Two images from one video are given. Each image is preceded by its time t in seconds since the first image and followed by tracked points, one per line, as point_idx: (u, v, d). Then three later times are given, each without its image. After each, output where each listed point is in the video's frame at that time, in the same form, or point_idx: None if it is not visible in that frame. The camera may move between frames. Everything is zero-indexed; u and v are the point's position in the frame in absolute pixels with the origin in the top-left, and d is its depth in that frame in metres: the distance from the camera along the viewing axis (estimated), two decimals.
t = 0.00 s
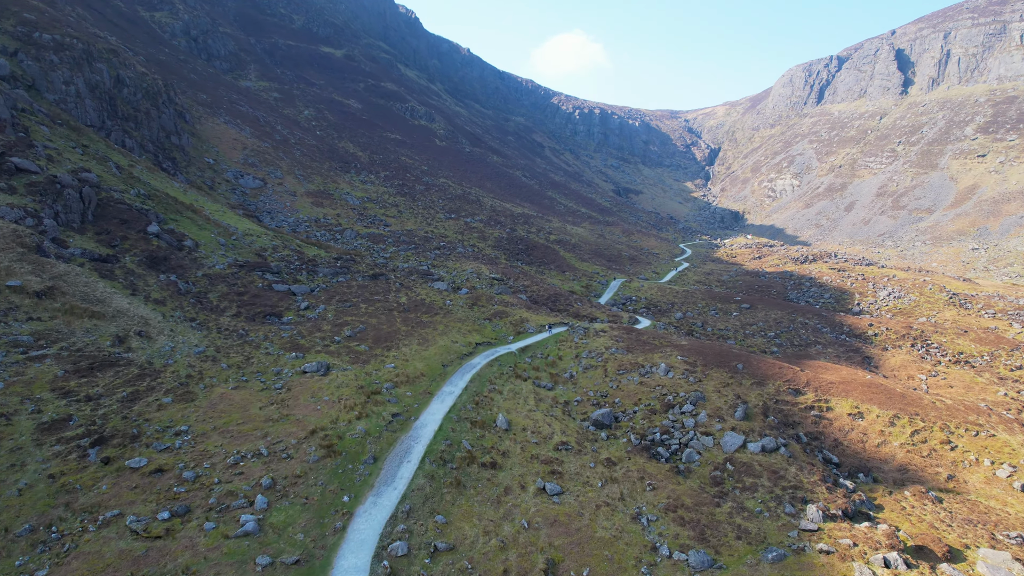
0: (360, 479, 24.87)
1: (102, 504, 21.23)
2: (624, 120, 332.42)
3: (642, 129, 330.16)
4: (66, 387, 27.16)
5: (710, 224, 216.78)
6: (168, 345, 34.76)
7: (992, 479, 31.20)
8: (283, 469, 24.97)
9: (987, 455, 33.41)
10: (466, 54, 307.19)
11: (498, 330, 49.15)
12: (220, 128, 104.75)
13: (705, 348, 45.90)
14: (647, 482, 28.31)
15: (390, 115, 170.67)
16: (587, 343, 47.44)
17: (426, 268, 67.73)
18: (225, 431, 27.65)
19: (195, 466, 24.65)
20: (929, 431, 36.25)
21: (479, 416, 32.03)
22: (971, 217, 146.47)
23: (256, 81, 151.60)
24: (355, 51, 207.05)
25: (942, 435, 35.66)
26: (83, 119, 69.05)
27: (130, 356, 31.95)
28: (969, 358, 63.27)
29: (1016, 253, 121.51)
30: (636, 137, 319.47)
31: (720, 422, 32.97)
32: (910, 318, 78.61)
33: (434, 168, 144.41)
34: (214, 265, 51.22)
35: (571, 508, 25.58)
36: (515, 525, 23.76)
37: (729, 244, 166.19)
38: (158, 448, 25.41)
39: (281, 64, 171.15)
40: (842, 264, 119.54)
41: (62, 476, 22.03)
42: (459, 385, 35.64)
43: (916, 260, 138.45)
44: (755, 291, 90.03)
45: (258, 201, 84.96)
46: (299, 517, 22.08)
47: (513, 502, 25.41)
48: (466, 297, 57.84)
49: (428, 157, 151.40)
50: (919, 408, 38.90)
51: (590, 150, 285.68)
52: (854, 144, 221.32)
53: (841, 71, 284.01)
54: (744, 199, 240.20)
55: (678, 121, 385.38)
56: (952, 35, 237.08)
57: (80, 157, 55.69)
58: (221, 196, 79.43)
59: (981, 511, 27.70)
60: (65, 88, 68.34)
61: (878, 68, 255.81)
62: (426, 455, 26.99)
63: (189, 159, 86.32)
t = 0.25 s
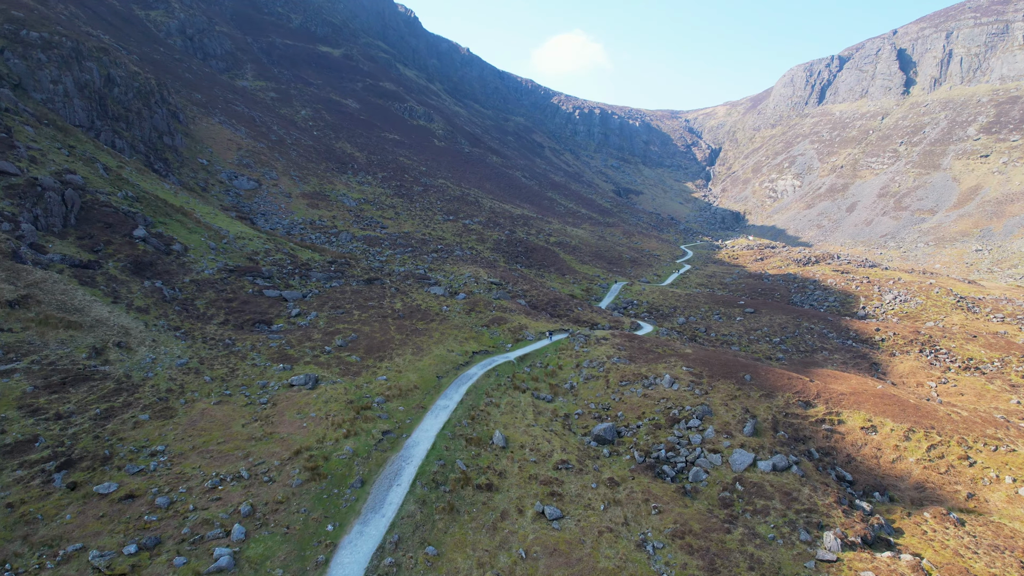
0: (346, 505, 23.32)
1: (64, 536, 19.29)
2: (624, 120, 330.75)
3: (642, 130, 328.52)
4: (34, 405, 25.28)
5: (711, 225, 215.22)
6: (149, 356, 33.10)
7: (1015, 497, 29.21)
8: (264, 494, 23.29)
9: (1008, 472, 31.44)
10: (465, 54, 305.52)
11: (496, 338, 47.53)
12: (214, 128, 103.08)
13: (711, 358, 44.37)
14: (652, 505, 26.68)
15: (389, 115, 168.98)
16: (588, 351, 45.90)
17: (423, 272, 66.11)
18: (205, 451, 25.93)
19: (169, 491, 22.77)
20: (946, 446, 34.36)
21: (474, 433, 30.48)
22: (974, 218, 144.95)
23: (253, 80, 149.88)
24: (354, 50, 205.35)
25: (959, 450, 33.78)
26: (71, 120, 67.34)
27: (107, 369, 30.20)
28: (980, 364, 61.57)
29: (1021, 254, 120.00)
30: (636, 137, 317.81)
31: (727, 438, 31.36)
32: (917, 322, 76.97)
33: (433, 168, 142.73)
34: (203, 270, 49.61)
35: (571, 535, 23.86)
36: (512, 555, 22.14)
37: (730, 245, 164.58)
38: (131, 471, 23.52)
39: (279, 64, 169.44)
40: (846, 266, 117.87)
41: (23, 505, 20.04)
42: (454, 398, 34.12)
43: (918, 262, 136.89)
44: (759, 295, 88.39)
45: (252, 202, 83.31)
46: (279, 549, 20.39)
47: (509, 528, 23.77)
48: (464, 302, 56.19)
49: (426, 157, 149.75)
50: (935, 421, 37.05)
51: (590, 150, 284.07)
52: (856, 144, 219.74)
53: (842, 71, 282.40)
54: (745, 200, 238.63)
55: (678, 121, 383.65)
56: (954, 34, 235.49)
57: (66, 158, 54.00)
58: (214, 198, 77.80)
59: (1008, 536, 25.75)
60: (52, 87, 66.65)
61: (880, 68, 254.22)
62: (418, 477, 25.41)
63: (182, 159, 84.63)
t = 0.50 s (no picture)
0: (330, 535, 21.75)
1: (18, 574, 17.26)
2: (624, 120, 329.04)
3: (643, 130, 326.88)
4: None
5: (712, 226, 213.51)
6: (127, 369, 31.41)
7: None
8: (243, 523, 21.61)
9: None
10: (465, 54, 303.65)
11: (494, 346, 45.92)
12: (208, 129, 101.38)
13: (717, 369, 42.81)
14: (658, 530, 25.00)
15: (387, 114, 167.28)
16: (590, 360, 44.36)
17: (419, 277, 64.41)
18: (182, 474, 24.18)
19: (140, 521, 20.83)
20: (965, 463, 32.40)
21: (470, 451, 29.00)
22: (977, 219, 143.39)
23: (249, 80, 148.15)
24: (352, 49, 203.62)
25: (980, 467, 31.79)
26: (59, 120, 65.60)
27: (80, 384, 28.44)
28: (992, 370, 59.81)
29: None
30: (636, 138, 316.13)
31: (736, 456, 29.74)
32: (924, 327, 75.30)
33: (431, 169, 141.07)
34: (192, 275, 47.96)
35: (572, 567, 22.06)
36: None
37: (732, 247, 162.89)
38: (99, 497, 21.65)
39: (276, 63, 167.70)
40: (849, 268, 116.15)
41: None
42: (449, 413, 32.65)
43: (921, 263, 135.33)
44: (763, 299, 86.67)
45: (245, 204, 81.64)
46: None
47: (505, 559, 22.13)
48: (460, 308, 54.56)
49: (425, 158, 148.05)
50: (952, 435, 35.14)
51: (590, 150, 282.42)
52: (857, 144, 218.13)
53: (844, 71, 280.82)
54: (746, 201, 237.02)
55: (678, 121, 381.95)
56: (956, 34, 233.92)
57: (50, 159, 52.29)
58: (207, 200, 76.16)
59: None
60: (39, 86, 64.93)
61: (882, 68, 252.67)
62: (408, 503, 23.90)
63: (174, 160, 82.90)
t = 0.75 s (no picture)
0: (312, 570, 20.14)
1: None
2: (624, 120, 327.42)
3: (643, 130, 325.34)
4: None
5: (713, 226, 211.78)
6: (103, 383, 29.77)
7: None
8: (218, 557, 19.86)
9: None
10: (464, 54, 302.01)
11: (492, 355, 44.29)
12: (203, 129, 99.71)
13: (724, 380, 41.27)
14: (665, 559, 23.21)
15: (385, 114, 165.64)
16: (591, 370, 42.79)
17: (415, 281, 62.76)
18: (154, 501, 22.44)
19: (104, 556, 18.96)
20: (986, 481, 30.47)
21: (464, 473, 27.54)
22: (981, 220, 141.77)
23: (246, 80, 146.48)
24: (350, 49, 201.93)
25: (1004, 486, 29.80)
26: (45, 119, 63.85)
27: (50, 402, 26.73)
28: (1004, 377, 58.01)
29: None
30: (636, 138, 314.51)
31: (746, 477, 28.14)
32: (932, 332, 73.62)
33: (429, 170, 139.41)
34: (179, 281, 46.31)
35: None
36: None
37: (733, 248, 161.24)
38: (60, 529, 19.78)
39: (273, 63, 166.05)
40: (853, 270, 114.44)
41: None
42: (443, 430, 31.22)
43: (924, 265, 133.67)
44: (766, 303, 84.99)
45: (239, 206, 79.99)
46: None
47: None
48: (457, 314, 52.89)
49: (423, 158, 146.36)
50: (972, 451, 33.28)
51: (590, 151, 280.89)
52: (859, 144, 216.55)
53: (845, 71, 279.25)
54: (747, 201, 235.43)
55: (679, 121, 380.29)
56: (958, 33, 232.37)
57: (33, 160, 50.56)
58: (199, 202, 74.51)
59: None
60: (25, 85, 63.25)
61: (883, 68, 251.11)
62: (397, 533, 22.38)
63: (166, 161, 81.21)
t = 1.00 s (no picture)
0: None
1: None
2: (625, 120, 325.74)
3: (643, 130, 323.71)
4: None
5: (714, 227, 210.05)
6: (76, 400, 28.14)
7: None
8: None
9: None
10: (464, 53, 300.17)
11: (489, 365, 42.70)
12: (196, 129, 97.98)
13: (730, 392, 39.71)
14: None
15: (383, 115, 163.96)
16: (592, 381, 41.10)
17: (410, 286, 61.08)
18: (123, 531, 20.82)
19: None
20: (1011, 502, 28.72)
21: (458, 496, 26.03)
22: (984, 220, 140.10)
23: (242, 79, 144.72)
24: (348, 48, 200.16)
25: None
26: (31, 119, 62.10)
27: (17, 422, 25.11)
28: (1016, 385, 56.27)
29: None
30: (637, 138, 312.84)
31: (758, 500, 26.46)
32: (939, 337, 72.00)
33: (427, 170, 137.75)
34: (164, 287, 44.64)
35: None
36: None
37: (734, 249, 159.62)
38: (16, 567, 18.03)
39: (270, 62, 164.28)
40: (856, 272, 112.80)
41: None
42: (436, 449, 29.76)
43: (928, 266, 132.06)
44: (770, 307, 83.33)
45: (232, 208, 78.31)
46: None
47: None
48: (453, 321, 51.18)
49: (421, 159, 144.67)
50: (995, 469, 31.43)
51: (590, 151, 279.30)
52: (861, 144, 214.90)
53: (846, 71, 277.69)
54: (748, 202, 233.81)
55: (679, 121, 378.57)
56: (960, 33, 230.85)
57: (14, 161, 48.79)
58: (190, 204, 72.81)
59: None
60: (10, 84, 61.51)
61: (885, 67, 249.51)
62: (385, 566, 20.90)
63: (157, 162, 79.46)
